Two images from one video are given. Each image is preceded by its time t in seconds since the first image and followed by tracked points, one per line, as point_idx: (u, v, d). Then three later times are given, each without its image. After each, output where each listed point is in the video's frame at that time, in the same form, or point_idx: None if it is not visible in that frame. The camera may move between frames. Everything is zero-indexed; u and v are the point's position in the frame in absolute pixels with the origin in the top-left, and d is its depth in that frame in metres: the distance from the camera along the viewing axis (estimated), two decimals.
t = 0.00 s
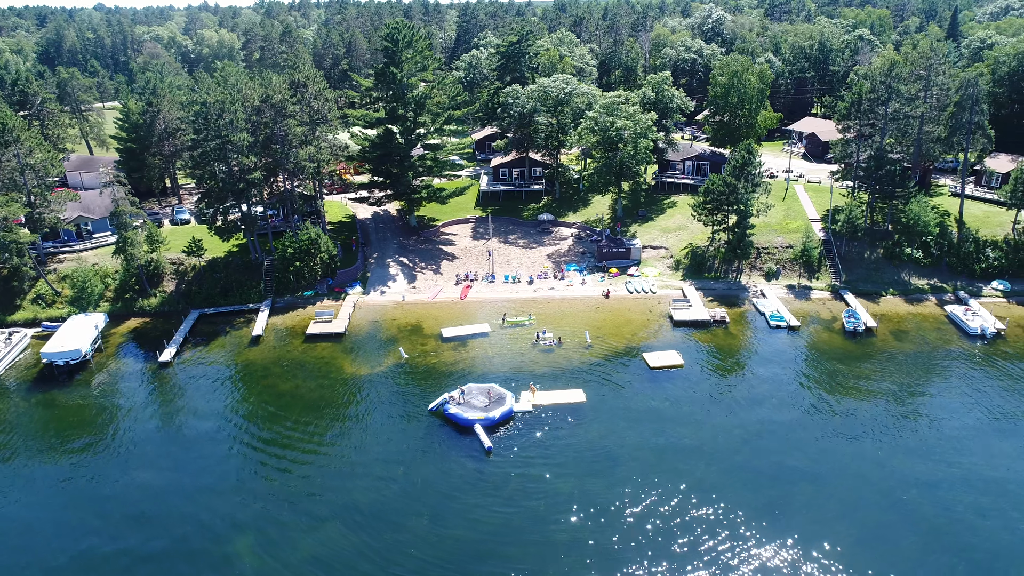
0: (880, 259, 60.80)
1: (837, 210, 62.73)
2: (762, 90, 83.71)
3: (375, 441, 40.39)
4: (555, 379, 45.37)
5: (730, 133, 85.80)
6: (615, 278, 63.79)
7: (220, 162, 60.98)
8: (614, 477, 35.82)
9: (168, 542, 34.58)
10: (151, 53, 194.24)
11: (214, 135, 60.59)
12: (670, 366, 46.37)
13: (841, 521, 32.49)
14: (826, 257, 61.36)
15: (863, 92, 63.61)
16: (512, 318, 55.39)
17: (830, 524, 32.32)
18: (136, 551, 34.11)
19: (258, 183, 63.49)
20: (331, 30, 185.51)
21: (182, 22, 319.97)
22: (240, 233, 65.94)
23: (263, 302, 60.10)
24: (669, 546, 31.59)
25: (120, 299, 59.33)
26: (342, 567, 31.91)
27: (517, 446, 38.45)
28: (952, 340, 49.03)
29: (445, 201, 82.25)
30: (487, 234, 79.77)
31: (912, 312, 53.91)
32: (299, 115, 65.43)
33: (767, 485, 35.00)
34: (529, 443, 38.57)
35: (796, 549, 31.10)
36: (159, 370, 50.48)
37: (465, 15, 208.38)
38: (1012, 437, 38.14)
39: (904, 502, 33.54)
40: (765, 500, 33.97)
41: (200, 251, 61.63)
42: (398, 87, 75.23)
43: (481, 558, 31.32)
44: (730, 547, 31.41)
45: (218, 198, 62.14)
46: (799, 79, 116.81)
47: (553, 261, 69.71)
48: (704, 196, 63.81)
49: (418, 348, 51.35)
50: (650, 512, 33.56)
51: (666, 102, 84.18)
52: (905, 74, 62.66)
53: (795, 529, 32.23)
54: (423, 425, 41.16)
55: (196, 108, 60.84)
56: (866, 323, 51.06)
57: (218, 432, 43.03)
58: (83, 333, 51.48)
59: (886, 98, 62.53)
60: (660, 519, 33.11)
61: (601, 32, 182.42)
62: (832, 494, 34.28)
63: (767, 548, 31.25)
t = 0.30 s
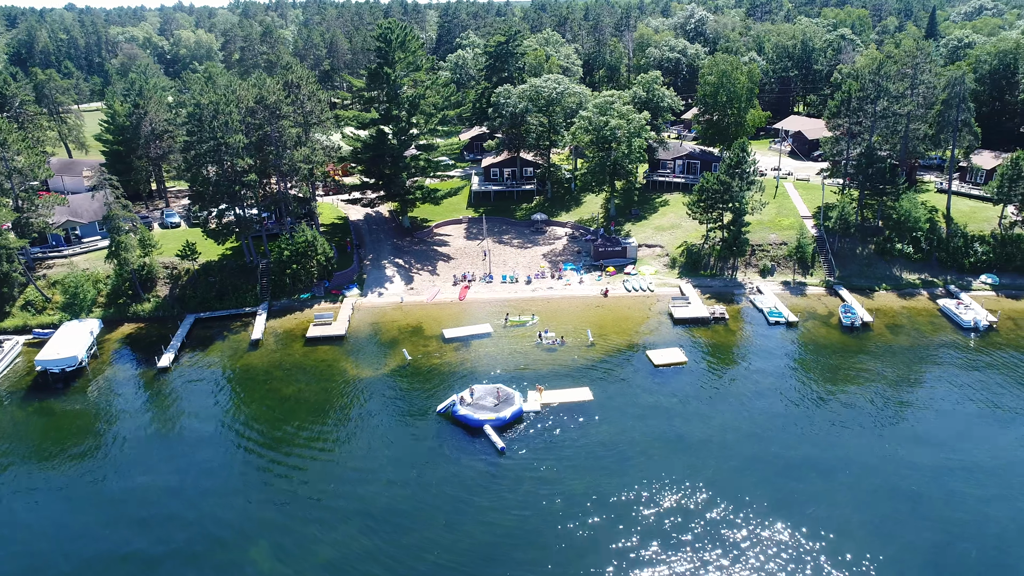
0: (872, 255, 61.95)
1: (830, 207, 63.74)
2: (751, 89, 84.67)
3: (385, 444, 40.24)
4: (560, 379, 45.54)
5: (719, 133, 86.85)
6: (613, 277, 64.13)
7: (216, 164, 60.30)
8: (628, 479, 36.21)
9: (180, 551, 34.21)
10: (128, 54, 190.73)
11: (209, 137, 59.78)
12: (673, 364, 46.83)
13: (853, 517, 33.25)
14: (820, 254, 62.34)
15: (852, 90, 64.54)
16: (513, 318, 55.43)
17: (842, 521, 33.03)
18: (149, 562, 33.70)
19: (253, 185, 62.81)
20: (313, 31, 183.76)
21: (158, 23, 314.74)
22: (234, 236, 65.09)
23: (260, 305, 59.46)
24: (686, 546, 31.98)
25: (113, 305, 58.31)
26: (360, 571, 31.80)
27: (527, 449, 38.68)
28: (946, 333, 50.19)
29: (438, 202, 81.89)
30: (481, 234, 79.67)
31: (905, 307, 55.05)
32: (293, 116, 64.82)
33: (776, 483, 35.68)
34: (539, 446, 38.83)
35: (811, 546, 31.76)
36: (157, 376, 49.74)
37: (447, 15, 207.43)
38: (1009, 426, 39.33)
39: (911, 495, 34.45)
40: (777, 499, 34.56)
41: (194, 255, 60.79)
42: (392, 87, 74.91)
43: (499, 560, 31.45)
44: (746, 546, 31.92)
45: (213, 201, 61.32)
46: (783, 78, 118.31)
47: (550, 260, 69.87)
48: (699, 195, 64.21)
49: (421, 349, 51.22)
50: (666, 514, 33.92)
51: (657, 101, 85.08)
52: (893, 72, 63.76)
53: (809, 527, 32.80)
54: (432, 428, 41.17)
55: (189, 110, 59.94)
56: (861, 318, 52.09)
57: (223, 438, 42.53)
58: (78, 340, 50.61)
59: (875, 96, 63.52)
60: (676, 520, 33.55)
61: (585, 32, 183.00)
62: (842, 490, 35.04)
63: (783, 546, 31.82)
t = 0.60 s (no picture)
0: (867, 252, 63.01)
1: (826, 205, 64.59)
2: (742, 89, 85.53)
3: (399, 447, 40.22)
4: (568, 378, 45.71)
5: (713, 134, 87.83)
6: (612, 276, 64.43)
7: (216, 165, 59.73)
8: (643, 479, 36.51)
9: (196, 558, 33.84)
10: (107, 55, 187.89)
11: (207, 138, 59.06)
12: (679, 361, 47.38)
13: (866, 513, 33.87)
14: (816, 251, 63.22)
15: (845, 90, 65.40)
16: (518, 318, 55.45)
17: (856, 517, 33.61)
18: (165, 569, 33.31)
19: (252, 188, 62.21)
20: (297, 31, 181.95)
21: (136, 23, 309.95)
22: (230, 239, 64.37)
23: (260, 308, 58.91)
24: (706, 544, 32.31)
25: (109, 310, 57.44)
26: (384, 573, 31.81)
27: (541, 450, 38.89)
28: (943, 328, 51.29)
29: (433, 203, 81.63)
30: (478, 235, 79.61)
31: (902, 302, 56.11)
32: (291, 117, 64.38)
33: (789, 479, 36.21)
34: (554, 448, 39.05)
35: (826, 541, 32.32)
36: (159, 381, 49.07)
37: (432, 15, 206.47)
38: (1011, 419, 40.35)
39: (922, 489, 35.20)
40: (791, 497, 35.05)
41: (191, 258, 60.08)
42: (389, 88, 74.64)
43: (523, 561, 31.63)
44: (764, 542, 32.35)
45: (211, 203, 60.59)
46: (770, 78, 119.80)
47: (548, 260, 70.03)
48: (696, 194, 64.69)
49: (427, 351, 51.17)
50: (683, 513, 34.27)
51: (651, 100, 85.63)
52: (885, 73, 64.94)
53: (824, 523, 33.34)
54: (447, 430, 41.23)
55: (187, 111, 59.21)
56: (861, 314, 52.92)
57: (232, 443, 42.11)
58: (77, 346, 49.86)
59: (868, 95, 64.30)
60: (694, 519, 33.87)
61: (570, 32, 183.52)
62: (854, 486, 35.67)
63: (799, 542, 32.29)
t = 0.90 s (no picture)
0: (864, 249, 63.95)
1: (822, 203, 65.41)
2: (736, 88, 86.29)
3: (412, 449, 40.15)
4: (577, 377, 45.92)
5: (707, 133, 88.50)
6: (613, 275, 64.74)
7: (218, 168, 59.34)
8: (659, 478, 36.70)
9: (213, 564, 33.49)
10: (87, 55, 184.74)
11: (208, 140, 58.55)
12: (685, 359, 47.83)
13: (882, 506, 34.32)
14: (813, 248, 64.05)
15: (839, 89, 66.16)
16: (522, 318, 55.52)
17: (874, 512, 33.97)
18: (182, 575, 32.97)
19: (253, 192, 61.80)
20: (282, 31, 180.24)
21: (115, 23, 305.18)
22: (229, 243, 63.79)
23: (261, 311, 58.41)
24: (725, 540, 32.64)
25: (107, 314, 56.66)
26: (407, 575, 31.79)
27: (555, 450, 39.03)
28: (942, 323, 52.27)
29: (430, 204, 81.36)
30: (475, 235, 79.56)
31: (900, 298, 57.05)
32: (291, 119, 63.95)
33: (802, 474, 36.69)
34: (567, 448, 39.21)
35: (843, 535, 32.70)
36: (163, 386, 48.50)
37: (418, 16, 205.34)
38: (1014, 411, 41.21)
39: (932, 481, 35.88)
40: (806, 492, 35.43)
41: (191, 261, 59.47)
42: (387, 89, 74.23)
43: (546, 560, 31.80)
44: (781, 536, 32.76)
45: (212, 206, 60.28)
46: (759, 77, 121.06)
47: (548, 260, 70.20)
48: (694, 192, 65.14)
49: (433, 352, 51.10)
50: (700, 511, 34.51)
51: (646, 100, 86.21)
52: (878, 72, 65.93)
53: (839, 515, 33.85)
54: (460, 431, 41.25)
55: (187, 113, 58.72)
56: (861, 310, 53.88)
57: (242, 447, 41.74)
58: (78, 352, 49.19)
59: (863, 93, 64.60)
60: (712, 517, 34.02)
61: (558, 32, 183.74)
62: (866, 480, 36.19)
63: (817, 536, 32.69)
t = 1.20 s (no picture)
0: (862, 246, 64.78)
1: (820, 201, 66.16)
2: (731, 87, 86.96)
3: (427, 450, 40.08)
4: (586, 377, 46.06)
5: (702, 132, 89.08)
6: (615, 274, 64.99)
7: (218, 171, 58.45)
8: (675, 476, 36.90)
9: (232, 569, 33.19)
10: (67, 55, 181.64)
11: (208, 142, 57.58)
12: (693, 357, 48.14)
13: (898, 500, 34.77)
14: (812, 246, 64.78)
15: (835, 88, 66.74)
16: (528, 317, 55.58)
17: (889, 505, 34.44)
18: None
19: (253, 194, 60.97)
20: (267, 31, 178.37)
21: (94, 23, 300.77)
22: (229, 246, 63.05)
23: (264, 314, 57.90)
24: (745, 534, 32.96)
25: (107, 319, 55.84)
26: None
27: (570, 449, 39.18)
28: (942, 318, 53.17)
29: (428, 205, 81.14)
30: (474, 235, 79.47)
31: (899, 294, 57.92)
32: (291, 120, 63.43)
33: (816, 468, 37.11)
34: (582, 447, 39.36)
35: (861, 529, 33.11)
36: (168, 390, 47.92)
37: (405, 16, 204.36)
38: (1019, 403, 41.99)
39: (943, 473, 36.50)
40: (822, 486, 35.87)
41: (191, 265, 58.77)
42: (385, 89, 73.76)
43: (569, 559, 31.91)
44: (801, 530, 33.13)
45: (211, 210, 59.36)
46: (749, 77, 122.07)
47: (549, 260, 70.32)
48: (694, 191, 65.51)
49: (441, 353, 51.01)
50: (719, 506, 34.78)
51: (643, 100, 86.75)
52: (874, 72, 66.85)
53: (855, 508, 34.33)
54: (474, 432, 41.26)
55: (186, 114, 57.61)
56: (863, 306, 54.61)
57: (253, 451, 41.38)
58: (81, 357, 48.45)
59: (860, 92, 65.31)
60: (731, 513, 34.23)
61: (546, 32, 183.82)
62: (880, 473, 36.70)
63: (835, 529, 33.11)
